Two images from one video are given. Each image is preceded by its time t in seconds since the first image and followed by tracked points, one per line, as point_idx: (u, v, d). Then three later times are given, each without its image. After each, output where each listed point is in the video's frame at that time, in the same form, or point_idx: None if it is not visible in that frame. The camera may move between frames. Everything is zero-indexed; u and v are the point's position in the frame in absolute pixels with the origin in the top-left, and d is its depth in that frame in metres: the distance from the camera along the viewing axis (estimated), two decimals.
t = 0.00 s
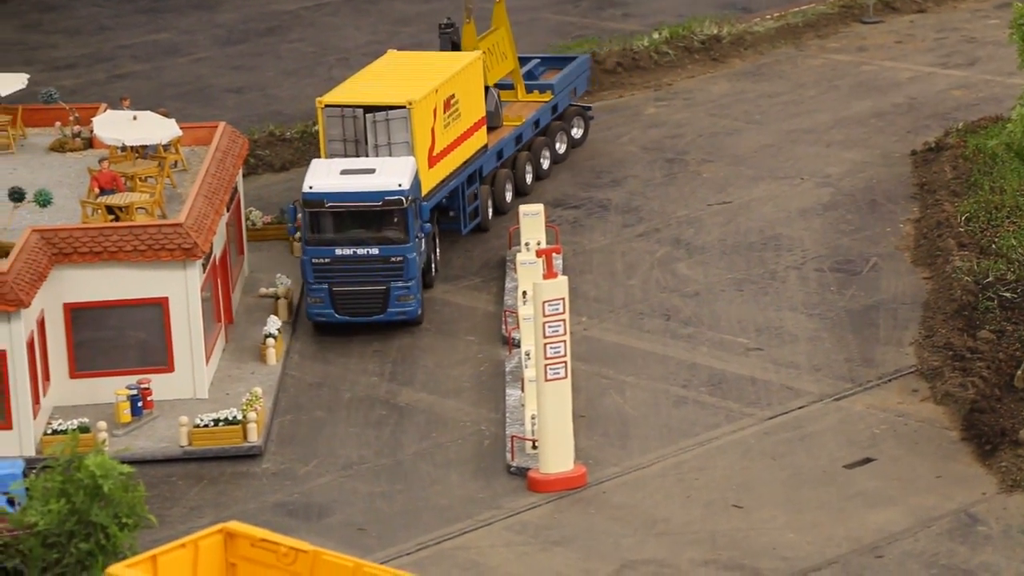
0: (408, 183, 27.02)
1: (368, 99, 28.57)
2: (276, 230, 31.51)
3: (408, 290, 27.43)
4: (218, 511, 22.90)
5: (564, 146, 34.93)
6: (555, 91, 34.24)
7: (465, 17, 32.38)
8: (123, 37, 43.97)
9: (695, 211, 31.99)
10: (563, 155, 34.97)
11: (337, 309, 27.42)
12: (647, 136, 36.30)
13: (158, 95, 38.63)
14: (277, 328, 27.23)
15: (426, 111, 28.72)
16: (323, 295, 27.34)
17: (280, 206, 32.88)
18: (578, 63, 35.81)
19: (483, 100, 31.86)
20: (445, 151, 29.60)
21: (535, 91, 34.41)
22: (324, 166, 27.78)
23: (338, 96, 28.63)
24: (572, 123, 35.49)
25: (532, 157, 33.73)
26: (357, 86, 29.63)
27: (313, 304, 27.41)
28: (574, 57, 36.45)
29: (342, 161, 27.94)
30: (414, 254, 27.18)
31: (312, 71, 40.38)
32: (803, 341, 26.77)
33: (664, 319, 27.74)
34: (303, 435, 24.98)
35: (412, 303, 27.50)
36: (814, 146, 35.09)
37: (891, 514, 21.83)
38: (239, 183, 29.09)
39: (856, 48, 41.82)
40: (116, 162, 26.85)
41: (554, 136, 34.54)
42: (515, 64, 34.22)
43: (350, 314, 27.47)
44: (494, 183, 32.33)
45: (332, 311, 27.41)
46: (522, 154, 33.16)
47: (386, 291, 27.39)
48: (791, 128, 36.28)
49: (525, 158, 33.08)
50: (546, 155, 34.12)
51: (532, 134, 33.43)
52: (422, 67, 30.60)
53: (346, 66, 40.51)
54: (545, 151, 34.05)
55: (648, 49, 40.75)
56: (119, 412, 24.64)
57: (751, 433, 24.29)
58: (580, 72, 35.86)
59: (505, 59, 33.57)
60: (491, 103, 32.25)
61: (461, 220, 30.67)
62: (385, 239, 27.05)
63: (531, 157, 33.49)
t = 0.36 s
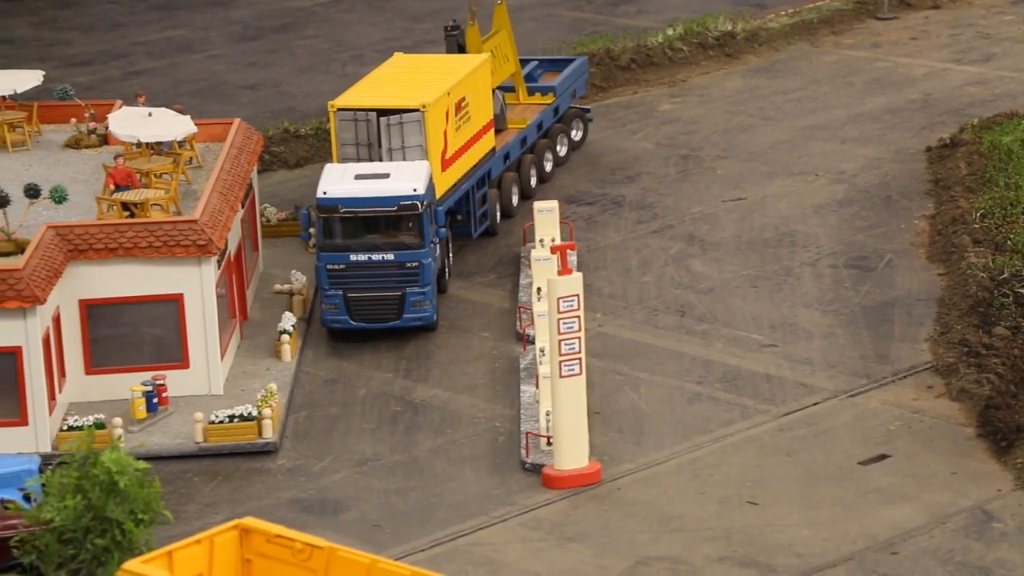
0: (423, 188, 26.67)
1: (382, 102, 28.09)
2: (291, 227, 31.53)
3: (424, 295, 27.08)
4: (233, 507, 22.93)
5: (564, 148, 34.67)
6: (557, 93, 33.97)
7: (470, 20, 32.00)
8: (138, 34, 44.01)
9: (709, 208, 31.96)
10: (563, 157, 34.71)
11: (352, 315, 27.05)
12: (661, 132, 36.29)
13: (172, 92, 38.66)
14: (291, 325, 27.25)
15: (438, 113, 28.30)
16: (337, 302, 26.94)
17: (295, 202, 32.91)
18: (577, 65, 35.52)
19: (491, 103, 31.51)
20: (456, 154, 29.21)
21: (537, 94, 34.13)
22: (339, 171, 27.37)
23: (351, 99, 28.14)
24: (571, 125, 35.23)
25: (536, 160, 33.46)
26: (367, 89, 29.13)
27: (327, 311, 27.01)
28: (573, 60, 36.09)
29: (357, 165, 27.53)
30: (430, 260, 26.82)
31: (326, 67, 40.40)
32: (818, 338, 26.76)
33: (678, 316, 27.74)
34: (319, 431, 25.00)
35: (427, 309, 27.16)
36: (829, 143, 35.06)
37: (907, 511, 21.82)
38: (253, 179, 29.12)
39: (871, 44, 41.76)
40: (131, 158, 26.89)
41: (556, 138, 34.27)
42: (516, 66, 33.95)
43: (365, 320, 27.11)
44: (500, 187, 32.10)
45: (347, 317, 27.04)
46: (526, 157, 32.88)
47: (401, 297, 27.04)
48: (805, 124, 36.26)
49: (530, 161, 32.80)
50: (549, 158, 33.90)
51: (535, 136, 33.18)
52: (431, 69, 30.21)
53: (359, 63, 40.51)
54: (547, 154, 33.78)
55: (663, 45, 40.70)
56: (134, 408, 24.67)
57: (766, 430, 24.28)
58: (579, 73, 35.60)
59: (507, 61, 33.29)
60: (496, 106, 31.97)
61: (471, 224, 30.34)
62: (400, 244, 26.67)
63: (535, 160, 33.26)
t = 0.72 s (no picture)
0: (439, 194, 26.36)
1: (397, 108, 27.90)
2: (307, 225, 31.54)
3: (439, 303, 26.79)
4: (249, 505, 22.95)
5: (569, 152, 34.36)
6: (561, 97, 33.69)
7: (477, 23, 31.94)
8: (154, 32, 44.07)
9: (725, 206, 31.92)
10: (567, 161, 34.40)
11: (367, 323, 26.76)
12: (677, 130, 36.25)
13: (189, 90, 38.71)
14: (307, 323, 27.28)
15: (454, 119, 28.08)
16: (352, 309, 26.64)
17: (311, 200, 32.92)
18: (578, 68, 35.19)
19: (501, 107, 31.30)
20: (471, 160, 28.98)
21: (541, 98, 33.86)
22: (354, 176, 27.07)
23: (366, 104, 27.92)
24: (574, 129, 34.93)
25: (542, 165, 33.16)
26: (380, 95, 28.93)
27: (342, 318, 26.73)
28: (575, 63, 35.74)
29: (372, 170, 27.23)
30: (446, 266, 26.51)
31: (342, 66, 40.42)
32: (834, 337, 26.72)
33: (694, 314, 27.71)
34: (335, 429, 25.01)
35: (443, 316, 26.87)
36: (845, 141, 35.01)
37: (923, 510, 21.78)
38: (270, 177, 29.15)
39: (888, 42, 41.69)
40: (148, 156, 26.95)
41: (560, 142, 33.98)
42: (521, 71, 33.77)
43: (380, 328, 26.82)
44: (509, 192, 31.76)
45: (362, 325, 26.76)
46: (533, 162, 32.60)
47: (417, 304, 26.75)
48: (821, 122, 36.21)
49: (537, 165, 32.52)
50: (554, 162, 33.58)
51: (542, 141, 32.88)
52: (442, 74, 30.01)
53: (375, 61, 40.52)
54: (552, 159, 33.50)
55: (679, 43, 40.65)
56: (150, 407, 24.70)
57: (782, 428, 24.25)
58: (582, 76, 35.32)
59: (512, 65, 33.16)
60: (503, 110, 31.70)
61: (483, 229, 29.96)
62: (416, 251, 26.37)
63: (541, 165, 32.94)
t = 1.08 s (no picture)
0: (456, 202, 26.21)
1: (412, 114, 27.78)
2: (323, 224, 31.55)
3: (456, 311, 26.50)
4: (267, 504, 22.96)
5: (573, 157, 34.06)
6: (567, 101, 33.51)
7: (484, 28, 32.04)
8: (171, 31, 44.11)
9: (742, 205, 31.89)
10: (572, 166, 34.09)
11: (382, 331, 26.51)
12: (694, 129, 36.21)
13: (206, 89, 38.73)
14: (324, 322, 27.32)
15: (470, 125, 27.96)
16: (368, 317, 26.42)
17: (328, 199, 32.94)
18: (581, 73, 34.95)
19: (512, 113, 31.17)
20: (486, 165, 28.84)
21: (547, 103, 33.59)
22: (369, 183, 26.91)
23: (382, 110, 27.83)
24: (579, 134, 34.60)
25: (549, 170, 32.90)
26: (393, 101, 28.82)
27: (358, 326, 26.50)
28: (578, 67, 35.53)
29: (387, 178, 27.10)
30: (462, 274, 26.27)
31: (359, 64, 40.43)
32: (851, 336, 26.69)
33: (711, 313, 27.69)
34: (352, 428, 25.03)
35: (460, 325, 26.58)
36: (862, 139, 34.96)
37: (941, 510, 21.74)
38: (287, 176, 29.18)
39: (905, 40, 41.61)
40: (165, 155, 27.01)
41: (566, 147, 33.72)
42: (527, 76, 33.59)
43: (396, 336, 26.55)
44: (519, 197, 31.48)
45: (378, 333, 26.50)
46: (541, 167, 32.35)
47: (433, 313, 26.48)
48: (839, 121, 36.16)
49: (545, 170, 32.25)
50: (561, 167, 33.33)
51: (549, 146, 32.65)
52: (455, 80, 29.91)
53: (392, 60, 40.52)
54: (559, 164, 33.23)
55: (696, 42, 40.61)
56: (168, 405, 24.74)
57: (799, 428, 24.22)
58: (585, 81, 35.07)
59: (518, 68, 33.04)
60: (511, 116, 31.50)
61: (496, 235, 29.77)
62: (432, 259, 26.17)
63: (549, 170, 32.68)
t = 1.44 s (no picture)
0: (485, 208, 25.80)
1: (440, 119, 27.52)
2: (352, 222, 31.59)
3: (485, 318, 26.12)
4: (296, 500, 23.00)
5: (591, 162, 33.71)
6: (585, 106, 33.20)
7: (506, 33, 31.92)
8: (200, 29, 44.23)
9: (771, 204, 31.85)
10: (590, 170, 33.75)
11: (411, 339, 26.12)
12: (723, 128, 36.18)
13: (235, 87, 38.83)
14: (353, 319, 27.37)
15: (498, 129, 27.77)
16: (396, 325, 26.02)
17: (357, 197, 32.98)
18: (597, 77, 34.61)
19: (535, 119, 30.94)
20: (512, 170, 28.65)
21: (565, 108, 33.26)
22: (396, 189, 26.52)
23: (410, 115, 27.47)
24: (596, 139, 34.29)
25: (568, 175, 32.62)
26: (418, 107, 28.48)
27: (386, 334, 26.11)
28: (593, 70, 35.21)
29: (414, 184, 26.70)
30: (491, 281, 25.84)
31: (388, 63, 40.49)
32: (880, 334, 26.64)
33: (740, 312, 27.66)
34: (381, 425, 25.06)
35: (489, 332, 26.20)
36: (892, 139, 34.90)
37: (971, 509, 21.69)
38: (316, 173, 29.26)
39: (935, 39, 41.50)
40: (194, 153, 27.10)
41: (585, 151, 33.42)
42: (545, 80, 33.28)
43: (424, 344, 26.17)
44: (541, 202, 31.17)
45: (406, 340, 26.12)
46: (562, 172, 32.07)
47: (462, 320, 26.09)
48: (868, 120, 36.09)
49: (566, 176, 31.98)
50: (579, 172, 33.04)
51: (568, 150, 32.38)
52: (478, 85, 29.69)
53: (421, 59, 40.57)
54: (578, 169, 32.94)
55: (725, 41, 40.59)
56: (197, 402, 24.81)
57: (828, 426, 24.18)
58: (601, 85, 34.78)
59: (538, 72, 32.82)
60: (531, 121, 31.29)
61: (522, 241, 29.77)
62: (461, 266, 25.73)
63: (569, 176, 32.40)
